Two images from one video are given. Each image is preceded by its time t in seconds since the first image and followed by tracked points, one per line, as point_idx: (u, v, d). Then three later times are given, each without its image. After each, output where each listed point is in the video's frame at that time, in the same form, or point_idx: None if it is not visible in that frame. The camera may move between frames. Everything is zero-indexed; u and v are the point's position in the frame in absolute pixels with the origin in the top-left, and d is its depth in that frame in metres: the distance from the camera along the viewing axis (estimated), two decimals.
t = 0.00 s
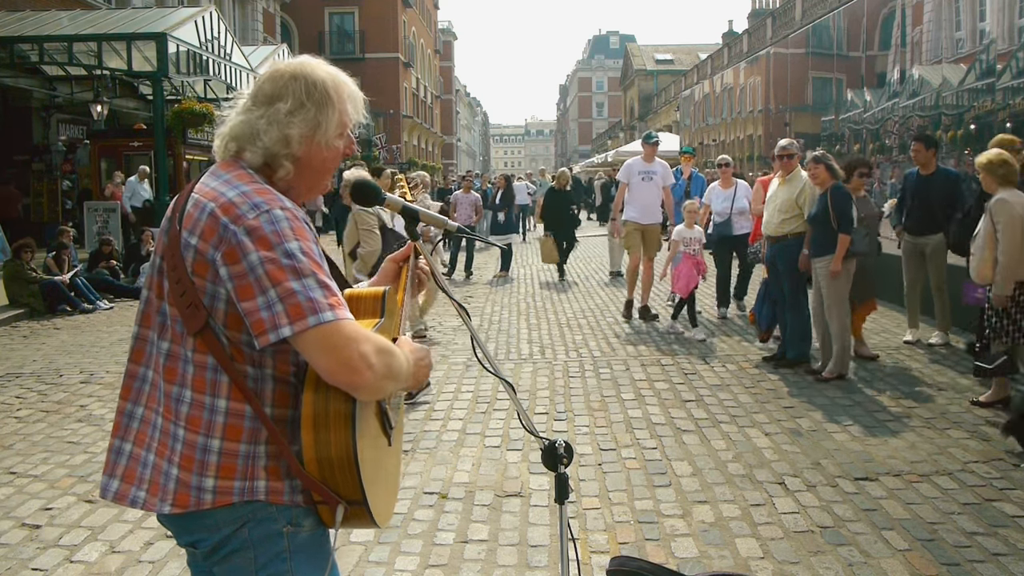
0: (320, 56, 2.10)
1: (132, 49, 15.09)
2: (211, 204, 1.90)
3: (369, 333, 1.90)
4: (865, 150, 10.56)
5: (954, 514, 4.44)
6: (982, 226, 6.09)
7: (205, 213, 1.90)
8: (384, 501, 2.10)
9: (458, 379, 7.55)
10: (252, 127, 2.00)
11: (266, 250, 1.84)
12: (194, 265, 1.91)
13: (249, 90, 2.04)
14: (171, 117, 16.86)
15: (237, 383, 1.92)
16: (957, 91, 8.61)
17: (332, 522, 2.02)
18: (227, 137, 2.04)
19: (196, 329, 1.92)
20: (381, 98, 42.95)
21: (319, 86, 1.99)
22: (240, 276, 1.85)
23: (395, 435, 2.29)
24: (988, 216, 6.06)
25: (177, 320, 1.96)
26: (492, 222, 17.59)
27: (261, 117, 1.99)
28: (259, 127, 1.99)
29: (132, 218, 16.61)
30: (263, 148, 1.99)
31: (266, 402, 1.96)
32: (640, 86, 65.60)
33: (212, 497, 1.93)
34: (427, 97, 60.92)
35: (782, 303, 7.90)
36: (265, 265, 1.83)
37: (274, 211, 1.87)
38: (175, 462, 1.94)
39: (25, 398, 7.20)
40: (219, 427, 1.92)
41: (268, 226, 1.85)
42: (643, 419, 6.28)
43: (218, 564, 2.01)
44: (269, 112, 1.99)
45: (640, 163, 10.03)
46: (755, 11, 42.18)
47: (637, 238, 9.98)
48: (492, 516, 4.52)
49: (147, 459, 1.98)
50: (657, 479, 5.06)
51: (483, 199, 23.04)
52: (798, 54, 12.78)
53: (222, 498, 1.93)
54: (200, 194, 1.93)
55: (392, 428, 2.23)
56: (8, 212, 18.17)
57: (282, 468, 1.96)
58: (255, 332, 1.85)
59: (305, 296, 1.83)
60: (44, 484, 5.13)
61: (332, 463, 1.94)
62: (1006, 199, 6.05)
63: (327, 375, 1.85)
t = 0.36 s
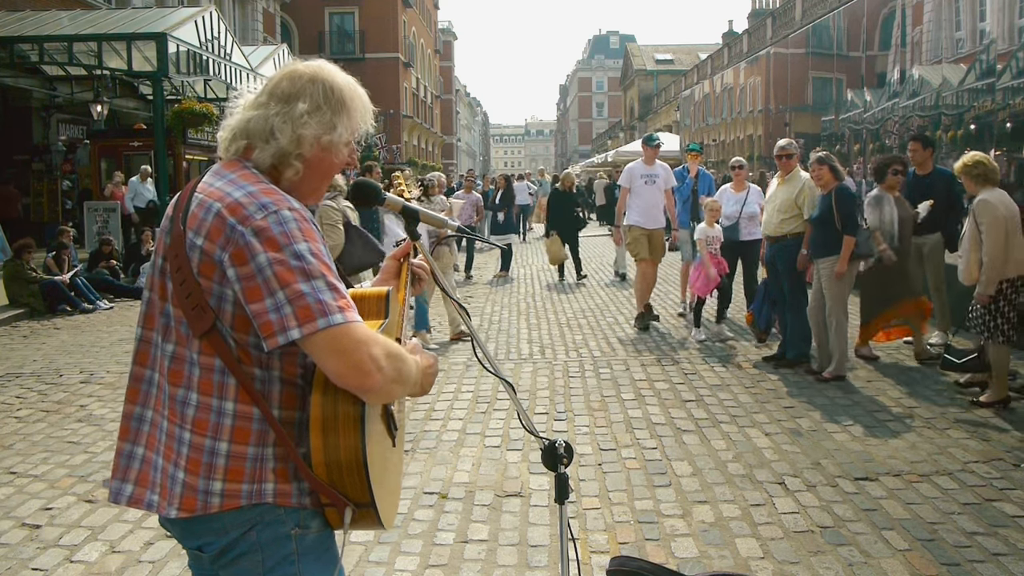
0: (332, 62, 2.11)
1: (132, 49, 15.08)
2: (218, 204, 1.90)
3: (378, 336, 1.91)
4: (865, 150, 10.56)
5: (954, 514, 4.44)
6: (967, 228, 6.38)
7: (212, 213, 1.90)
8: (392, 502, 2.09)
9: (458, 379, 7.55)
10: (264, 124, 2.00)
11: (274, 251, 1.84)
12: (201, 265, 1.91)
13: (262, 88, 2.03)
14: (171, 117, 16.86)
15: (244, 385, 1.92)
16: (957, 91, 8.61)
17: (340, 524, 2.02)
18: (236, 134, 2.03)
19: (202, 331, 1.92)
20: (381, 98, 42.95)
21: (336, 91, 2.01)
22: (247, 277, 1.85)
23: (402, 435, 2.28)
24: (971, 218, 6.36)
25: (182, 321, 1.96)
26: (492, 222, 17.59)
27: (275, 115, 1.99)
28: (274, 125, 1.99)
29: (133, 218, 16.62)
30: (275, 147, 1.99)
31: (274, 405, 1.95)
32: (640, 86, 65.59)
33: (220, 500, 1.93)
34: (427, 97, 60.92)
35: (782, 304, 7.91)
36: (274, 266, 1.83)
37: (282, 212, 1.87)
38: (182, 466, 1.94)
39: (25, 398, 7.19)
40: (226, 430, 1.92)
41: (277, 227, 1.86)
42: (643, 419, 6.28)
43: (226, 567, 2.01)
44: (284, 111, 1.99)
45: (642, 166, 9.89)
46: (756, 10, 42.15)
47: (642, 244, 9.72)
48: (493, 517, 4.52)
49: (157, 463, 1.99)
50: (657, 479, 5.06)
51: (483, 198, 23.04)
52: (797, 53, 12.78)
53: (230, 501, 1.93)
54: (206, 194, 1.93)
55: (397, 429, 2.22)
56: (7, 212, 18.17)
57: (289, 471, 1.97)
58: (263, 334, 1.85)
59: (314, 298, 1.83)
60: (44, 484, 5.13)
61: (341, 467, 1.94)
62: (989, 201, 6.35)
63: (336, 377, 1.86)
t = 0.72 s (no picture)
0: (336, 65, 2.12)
1: (132, 49, 15.08)
2: (220, 205, 1.90)
3: (382, 336, 1.91)
4: (865, 150, 10.57)
5: (954, 514, 4.44)
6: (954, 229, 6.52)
7: (214, 214, 1.90)
8: (395, 503, 2.09)
9: (458, 379, 7.56)
10: (268, 126, 1.99)
11: (278, 252, 1.84)
12: (203, 267, 1.91)
13: (266, 88, 2.03)
14: (171, 117, 16.86)
15: (247, 387, 1.92)
16: (957, 91, 8.61)
17: (343, 526, 2.02)
18: (239, 135, 2.03)
19: (205, 333, 1.92)
20: (381, 98, 42.94)
21: (342, 96, 2.01)
22: (251, 279, 1.85)
23: (404, 436, 2.28)
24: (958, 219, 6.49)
25: (183, 323, 1.96)
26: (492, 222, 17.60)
27: (282, 115, 1.98)
28: (279, 126, 1.98)
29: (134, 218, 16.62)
30: (281, 147, 1.99)
31: (276, 406, 1.95)
32: (640, 86, 65.60)
33: (222, 503, 1.93)
34: (427, 97, 60.91)
35: (782, 304, 7.90)
36: (278, 268, 1.83)
37: (285, 213, 1.87)
38: (184, 468, 1.94)
39: (25, 398, 7.19)
40: (229, 432, 1.92)
41: (280, 228, 1.86)
42: (643, 420, 6.28)
43: (227, 569, 2.00)
44: (290, 112, 1.98)
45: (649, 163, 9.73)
46: (755, 11, 42.13)
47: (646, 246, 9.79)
48: (493, 516, 4.52)
49: (160, 465, 1.99)
50: (657, 479, 5.06)
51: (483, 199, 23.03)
52: (797, 53, 12.78)
53: (233, 504, 1.93)
54: (208, 195, 1.93)
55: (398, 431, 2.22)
56: (7, 212, 18.16)
57: (291, 473, 1.97)
58: (266, 335, 1.85)
59: (318, 299, 1.83)
60: (44, 484, 5.13)
61: (344, 467, 1.94)
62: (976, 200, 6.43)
63: (340, 378, 1.86)
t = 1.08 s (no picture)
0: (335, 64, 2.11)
1: (132, 49, 15.08)
2: (219, 202, 1.90)
3: (391, 316, 1.88)
4: (865, 150, 10.56)
5: (954, 514, 4.44)
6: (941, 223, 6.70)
7: (213, 210, 1.90)
8: (395, 500, 2.09)
9: (458, 379, 7.56)
10: (266, 124, 2.00)
11: (279, 243, 1.84)
12: (202, 264, 1.91)
13: (264, 88, 2.04)
14: (171, 117, 16.86)
15: (245, 383, 1.92)
16: (957, 91, 8.61)
17: (345, 522, 2.03)
18: (238, 135, 2.04)
19: (203, 330, 1.92)
20: (381, 98, 42.92)
21: (338, 94, 2.00)
22: (252, 269, 1.84)
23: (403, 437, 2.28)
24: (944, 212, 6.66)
25: (181, 320, 1.96)
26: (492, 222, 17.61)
27: (277, 115, 1.98)
28: (274, 125, 1.99)
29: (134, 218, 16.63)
30: (276, 147, 1.99)
31: (273, 402, 1.95)
32: (640, 86, 65.60)
33: (218, 500, 1.93)
34: (427, 97, 60.89)
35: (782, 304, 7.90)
36: (279, 256, 1.83)
37: (285, 209, 1.88)
38: (180, 465, 1.94)
39: (25, 398, 7.19)
40: (225, 429, 1.92)
41: (280, 222, 1.86)
42: (643, 419, 6.28)
43: (223, 569, 2.01)
44: (285, 111, 1.98)
45: (665, 164, 9.57)
46: (756, 11, 42.11)
47: (662, 248, 9.50)
48: (493, 516, 4.52)
49: (156, 463, 1.99)
50: (657, 479, 5.06)
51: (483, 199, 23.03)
52: (797, 53, 12.78)
53: (228, 501, 1.93)
54: (208, 193, 1.93)
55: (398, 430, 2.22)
56: (7, 212, 18.17)
57: (288, 471, 1.97)
58: (272, 320, 1.82)
59: (323, 279, 1.81)
60: (44, 484, 5.13)
61: (351, 460, 1.96)
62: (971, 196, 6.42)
63: (350, 353, 1.81)
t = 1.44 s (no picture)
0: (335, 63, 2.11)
1: (132, 49, 15.07)
2: (219, 200, 1.90)
3: (390, 306, 1.88)
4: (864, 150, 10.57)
5: (954, 514, 4.44)
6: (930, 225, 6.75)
7: (214, 208, 1.90)
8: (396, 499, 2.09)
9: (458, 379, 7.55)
10: (262, 119, 2.00)
11: (280, 234, 1.85)
12: (203, 261, 1.91)
13: (263, 87, 2.05)
14: (171, 117, 16.87)
15: (246, 379, 1.92)
16: (957, 91, 8.61)
17: (345, 521, 2.02)
18: (236, 133, 2.04)
19: (204, 328, 1.92)
20: (381, 98, 42.94)
21: (334, 90, 2.00)
22: (253, 261, 1.85)
23: (403, 439, 2.27)
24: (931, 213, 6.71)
25: (182, 318, 1.96)
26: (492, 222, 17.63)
27: (273, 111, 1.99)
28: (270, 121, 1.99)
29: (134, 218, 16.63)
30: (271, 143, 2.00)
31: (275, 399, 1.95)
32: (640, 86, 65.63)
33: (219, 497, 1.93)
34: (427, 97, 60.90)
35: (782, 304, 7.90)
36: (281, 246, 1.83)
37: (285, 204, 1.88)
38: (182, 462, 1.94)
39: (25, 398, 7.19)
40: (226, 426, 1.92)
41: (280, 216, 1.86)
42: (643, 419, 6.28)
43: (225, 567, 2.00)
44: (281, 107, 1.99)
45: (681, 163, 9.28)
46: (755, 11, 42.12)
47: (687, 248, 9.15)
48: (493, 516, 4.52)
49: (157, 461, 1.99)
50: (657, 479, 5.06)
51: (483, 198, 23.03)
52: (797, 53, 12.78)
53: (229, 498, 1.93)
54: (208, 191, 1.93)
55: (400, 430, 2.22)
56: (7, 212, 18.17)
57: (289, 468, 1.97)
58: (275, 311, 1.83)
59: (325, 266, 1.82)
60: (44, 484, 5.13)
61: (350, 459, 1.95)
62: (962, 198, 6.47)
63: (351, 340, 1.80)
